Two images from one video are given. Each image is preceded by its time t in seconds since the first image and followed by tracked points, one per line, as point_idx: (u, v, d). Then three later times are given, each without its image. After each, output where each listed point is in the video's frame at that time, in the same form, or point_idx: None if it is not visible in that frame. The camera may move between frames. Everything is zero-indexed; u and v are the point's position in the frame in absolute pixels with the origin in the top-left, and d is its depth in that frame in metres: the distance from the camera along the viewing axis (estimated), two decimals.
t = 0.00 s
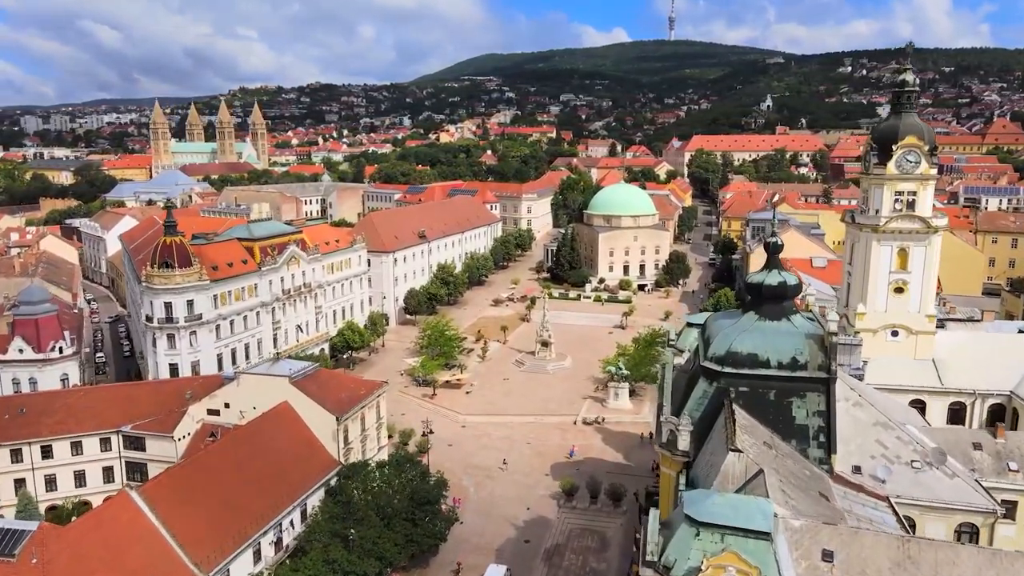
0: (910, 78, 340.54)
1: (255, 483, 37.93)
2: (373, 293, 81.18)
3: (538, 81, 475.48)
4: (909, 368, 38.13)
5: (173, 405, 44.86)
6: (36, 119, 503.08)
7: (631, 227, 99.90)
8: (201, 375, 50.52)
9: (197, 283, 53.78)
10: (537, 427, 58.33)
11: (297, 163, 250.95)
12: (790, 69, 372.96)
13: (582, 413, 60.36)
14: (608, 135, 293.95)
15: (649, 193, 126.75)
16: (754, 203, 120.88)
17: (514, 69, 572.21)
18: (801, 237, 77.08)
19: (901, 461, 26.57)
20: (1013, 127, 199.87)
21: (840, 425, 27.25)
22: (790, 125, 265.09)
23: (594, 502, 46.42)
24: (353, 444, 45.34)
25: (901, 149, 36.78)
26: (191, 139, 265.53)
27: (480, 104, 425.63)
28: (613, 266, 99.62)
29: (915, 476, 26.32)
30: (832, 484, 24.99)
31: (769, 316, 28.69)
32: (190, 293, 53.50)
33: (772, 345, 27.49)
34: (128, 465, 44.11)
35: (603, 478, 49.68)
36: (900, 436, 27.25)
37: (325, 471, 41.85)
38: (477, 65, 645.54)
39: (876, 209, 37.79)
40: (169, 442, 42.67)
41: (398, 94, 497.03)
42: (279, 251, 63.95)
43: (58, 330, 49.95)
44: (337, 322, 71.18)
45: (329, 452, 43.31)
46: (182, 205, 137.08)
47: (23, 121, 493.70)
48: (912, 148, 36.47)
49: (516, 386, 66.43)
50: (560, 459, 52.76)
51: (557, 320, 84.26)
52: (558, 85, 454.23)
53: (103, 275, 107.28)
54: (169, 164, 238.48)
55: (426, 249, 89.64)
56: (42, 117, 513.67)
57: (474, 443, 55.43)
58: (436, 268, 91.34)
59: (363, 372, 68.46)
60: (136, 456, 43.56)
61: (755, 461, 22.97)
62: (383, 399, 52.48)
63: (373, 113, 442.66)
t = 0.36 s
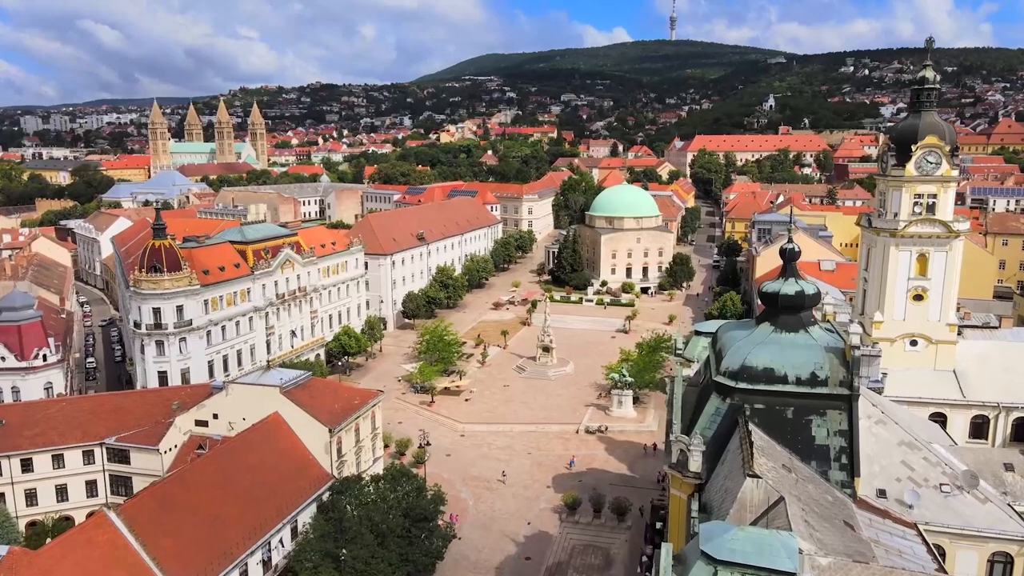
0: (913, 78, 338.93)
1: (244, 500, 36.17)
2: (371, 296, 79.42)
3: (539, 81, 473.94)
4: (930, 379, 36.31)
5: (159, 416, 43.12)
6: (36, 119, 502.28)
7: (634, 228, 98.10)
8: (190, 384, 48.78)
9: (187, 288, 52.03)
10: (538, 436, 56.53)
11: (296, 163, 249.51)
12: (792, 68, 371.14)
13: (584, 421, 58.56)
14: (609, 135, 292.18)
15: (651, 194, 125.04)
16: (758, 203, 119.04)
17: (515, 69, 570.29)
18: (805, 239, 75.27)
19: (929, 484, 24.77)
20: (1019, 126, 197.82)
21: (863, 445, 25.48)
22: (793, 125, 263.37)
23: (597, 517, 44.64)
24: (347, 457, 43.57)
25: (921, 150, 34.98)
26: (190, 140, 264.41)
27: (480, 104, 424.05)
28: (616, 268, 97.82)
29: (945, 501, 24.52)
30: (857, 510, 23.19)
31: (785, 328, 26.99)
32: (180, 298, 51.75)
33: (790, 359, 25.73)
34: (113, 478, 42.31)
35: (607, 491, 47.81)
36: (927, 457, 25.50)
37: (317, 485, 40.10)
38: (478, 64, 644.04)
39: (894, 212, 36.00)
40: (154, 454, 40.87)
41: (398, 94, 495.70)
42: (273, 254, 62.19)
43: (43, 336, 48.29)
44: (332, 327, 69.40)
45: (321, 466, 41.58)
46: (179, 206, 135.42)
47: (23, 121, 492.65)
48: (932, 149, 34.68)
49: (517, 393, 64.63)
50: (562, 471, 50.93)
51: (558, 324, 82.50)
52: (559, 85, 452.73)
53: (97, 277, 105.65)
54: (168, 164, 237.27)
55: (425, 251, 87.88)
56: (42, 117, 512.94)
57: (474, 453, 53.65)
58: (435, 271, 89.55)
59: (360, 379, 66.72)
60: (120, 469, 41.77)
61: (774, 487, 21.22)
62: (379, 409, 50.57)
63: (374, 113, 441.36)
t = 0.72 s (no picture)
0: (915, 78, 337.23)
1: (232, 514, 34.45)
2: (368, 300, 77.67)
3: (540, 81, 472.36)
4: (952, 392, 34.65)
5: (144, 428, 41.39)
6: (36, 119, 501.22)
7: (636, 230, 96.36)
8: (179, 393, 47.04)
9: (176, 293, 50.27)
10: (539, 445, 54.73)
11: (295, 163, 248.01)
12: (794, 68, 369.31)
13: (587, 430, 56.78)
14: (610, 135, 290.35)
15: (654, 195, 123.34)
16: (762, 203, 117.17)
17: (516, 68, 568.86)
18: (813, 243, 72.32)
19: (960, 511, 23.03)
20: None
21: (888, 467, 23.74)
22: (795, 125, 261.65)
23: (601, 532, 42.93)
24: (340, 470, 41.84)
25: (943, 150, 33.16)
26: (189, 140, 262.91)
27: (481, 104, 422.46)
28: (618, 270, 96.10)
29: (977, 529, 22.75)
30: (886, 540, 21.42)
31: (803, 341, 25.22)
32: (169, 303, 50.02)
33: (809, 376, 23.97)
34: (96, 493, 40.58)
35: (611, 504, 46.08)
36: (958, 480, 23.76)
37: (310, 499, 38.35)
38: (478, 64, 642.48)
39: (914, 215, 34.24)
40: (139, 468, 39.13)
41: (399, 93, 494.30)
42: (266, 257, 60.41)
43: (25, 344, 46.57)
44: (328, 332, 67.67)
45: (314, 480, 39.81)
46: (175, 207, 133.79)
47: (22, 121, 491.26)
48: (955, 149, 32.88)
49: (517, 400, 62.82)
50: (564, 483, 49.15)
51: (560, 328, 80.78)
52: (560, 85, 451.21)
53: (91, 278, 103.96)
54: (167, 164, 235.90)
55: (424, 253, 86.14)
56: (42, 117, 511.84)
57: (473, 464, 51.94)
58: (434, 273, 87.79)
59: (357, 386, 65.00)
60: (103, 483, 40.03)
61: (798, 517, 19.42)
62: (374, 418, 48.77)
63: (374, 113, 439.94)
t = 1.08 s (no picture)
0: (918, 77, 335.50)
1: (220, 534, 32.67)
2: (365, 303, 75.95)
3: (540, 80, 470.72)
4: (975, 405, 32.94)
5: (128, 441, 39.67)
6: (35, 119, 500.14)
7: (639, 232, 94.63)
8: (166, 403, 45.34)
9: (164, 298, 48.52)
10: (539, 456, 52.97)
11: (294, 163, 246.41)
12: (796, 67, 367.45)
13: (589, 439, 54.96)
14: (611, 135, 288.49)
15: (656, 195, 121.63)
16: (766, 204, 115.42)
17: (517, 68, 567.26)
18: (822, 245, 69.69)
19: (998, 542, 21.20)
20: None
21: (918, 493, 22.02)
22: (798, 125, 259.80)
23: (604, 549, 41.16)
24: (332, 484, 40.13)
25: (967, 151, 31.34)
26: (188, 140, 261.46)
27: (481, 104, 420.76)
28: (621, 273, 94.42)
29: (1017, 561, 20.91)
30: None
31: (824, 356, 23.45)
32: (156, 309, 48.27)
33: (833, 394, 22.20)
34: (77, 509, 38.87)
35: (614, 519, 44.30)
36: (993, 509, 22.11)
37: (301, 516, 36.60)
38: (479, 63, 640.83)
39: (936, 219, 32.46)
40: (121, 484, 37.39)
41: (400, 93, 492.89)
42: (259, 261, 58.63)
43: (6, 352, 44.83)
44: (324, 337, 65.90)
45: (306, 496, 38.11)
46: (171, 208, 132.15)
47: (22, 121, 490.16)
48: (980, 150, 31.05)
49: (518, 408, 61.04)
50: (566, 495, 47.38)
51: (562, 333, 79.06)
52: (561, 84, 449.54)
53: (84, 281, 102.42)
54: (165, 165, 234.40)
55: (422, 255, 84.37)
56: (42, 117, 510.79)
57: (472, 475, 50.19)
58: (433, 276, 86.10)
59: (353, 393, 63.27)
60: (84, 499, 38.31)
61: (826, 555, 17.64)
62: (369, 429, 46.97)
63: (375, 113, 438.46)
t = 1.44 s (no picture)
0: (920, 77, 333.76)
1: (206, 557, 30.75)
2: (362, 307, 74.23)
3: (541, 80, 469.07)
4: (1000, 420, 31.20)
5: (110, 455, 38.03)
6: (35, 118, 498.92)
7: (642, 234, 92.88)
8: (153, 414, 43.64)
9: (151, 304, 46.81)
10: (540, 467, 51.23)
11: (293, 163, 244.80)
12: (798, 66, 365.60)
13: (592, 449, 53.25)
14: (613, 135, 286.56)
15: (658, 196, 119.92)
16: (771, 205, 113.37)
17: (518, 68, 565.53)
18: (831, 248, 68.26)
19: None
20: None
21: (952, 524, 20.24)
22: (801, 125, 257.96)
23: (608, 567, 39.38)
24: (324, 501, 38.33)
25: (994, 151, 29.52)
26: (187, 140, 260.09)
27: (482, 104, 419.31)
28: (623, 276, 92.74)
29: None
30: None
31: (848, 373, 21.69)
32: (143, 315, 46.54)
33: (859, 416, 20.45)
34: (56, 526, 37.12)
35: (619, 535, 42.51)
36: None
37: (292, 534, 34.81)
38: (479, 63, 639.20)
39: (960, 223, 30.66)
40: (102, 501, 35.65)
41: (400, 93, 491.47)
42: (251, 265, 56.87)
43: None
44: (319, 342, 64.16)
45: (296, 514, 36.38)
46: (167, 209, 130.53)
47: (21, 121, 489.14)
48: (1009, 150, 29.21)
49: (518, 416, 59.30)
50: (569, 509, 45.56)
51: (563, 337, 77.36)
52: (562, 84, 447.91)
53: (77, 283, 100.77)
54: (163, 165, 232.94)
55: (421, 257, 82.60)
56: (42, 117, 509.55)
57: (471, 487, 48.47)
58: (432, 279, 84.39)
59: (348, 400, 61.57)
60: (63, 516, 36.61)
61: None
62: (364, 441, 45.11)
63: (375, 113, 436.98)
